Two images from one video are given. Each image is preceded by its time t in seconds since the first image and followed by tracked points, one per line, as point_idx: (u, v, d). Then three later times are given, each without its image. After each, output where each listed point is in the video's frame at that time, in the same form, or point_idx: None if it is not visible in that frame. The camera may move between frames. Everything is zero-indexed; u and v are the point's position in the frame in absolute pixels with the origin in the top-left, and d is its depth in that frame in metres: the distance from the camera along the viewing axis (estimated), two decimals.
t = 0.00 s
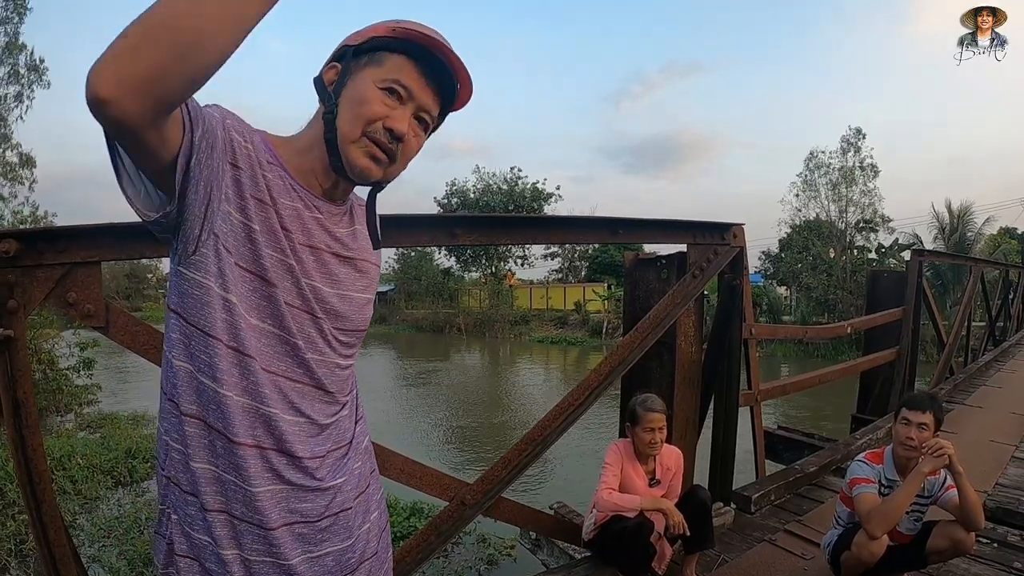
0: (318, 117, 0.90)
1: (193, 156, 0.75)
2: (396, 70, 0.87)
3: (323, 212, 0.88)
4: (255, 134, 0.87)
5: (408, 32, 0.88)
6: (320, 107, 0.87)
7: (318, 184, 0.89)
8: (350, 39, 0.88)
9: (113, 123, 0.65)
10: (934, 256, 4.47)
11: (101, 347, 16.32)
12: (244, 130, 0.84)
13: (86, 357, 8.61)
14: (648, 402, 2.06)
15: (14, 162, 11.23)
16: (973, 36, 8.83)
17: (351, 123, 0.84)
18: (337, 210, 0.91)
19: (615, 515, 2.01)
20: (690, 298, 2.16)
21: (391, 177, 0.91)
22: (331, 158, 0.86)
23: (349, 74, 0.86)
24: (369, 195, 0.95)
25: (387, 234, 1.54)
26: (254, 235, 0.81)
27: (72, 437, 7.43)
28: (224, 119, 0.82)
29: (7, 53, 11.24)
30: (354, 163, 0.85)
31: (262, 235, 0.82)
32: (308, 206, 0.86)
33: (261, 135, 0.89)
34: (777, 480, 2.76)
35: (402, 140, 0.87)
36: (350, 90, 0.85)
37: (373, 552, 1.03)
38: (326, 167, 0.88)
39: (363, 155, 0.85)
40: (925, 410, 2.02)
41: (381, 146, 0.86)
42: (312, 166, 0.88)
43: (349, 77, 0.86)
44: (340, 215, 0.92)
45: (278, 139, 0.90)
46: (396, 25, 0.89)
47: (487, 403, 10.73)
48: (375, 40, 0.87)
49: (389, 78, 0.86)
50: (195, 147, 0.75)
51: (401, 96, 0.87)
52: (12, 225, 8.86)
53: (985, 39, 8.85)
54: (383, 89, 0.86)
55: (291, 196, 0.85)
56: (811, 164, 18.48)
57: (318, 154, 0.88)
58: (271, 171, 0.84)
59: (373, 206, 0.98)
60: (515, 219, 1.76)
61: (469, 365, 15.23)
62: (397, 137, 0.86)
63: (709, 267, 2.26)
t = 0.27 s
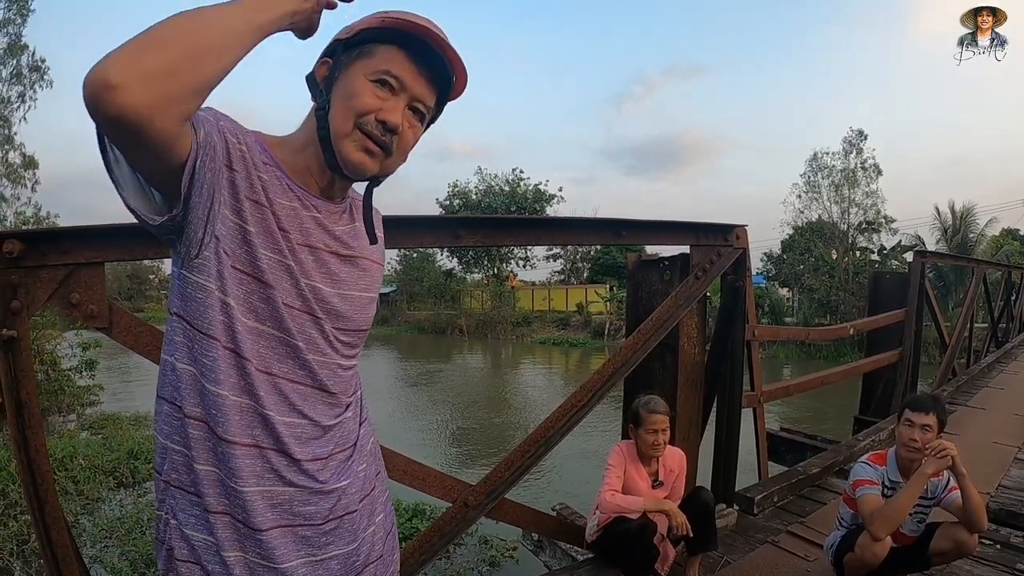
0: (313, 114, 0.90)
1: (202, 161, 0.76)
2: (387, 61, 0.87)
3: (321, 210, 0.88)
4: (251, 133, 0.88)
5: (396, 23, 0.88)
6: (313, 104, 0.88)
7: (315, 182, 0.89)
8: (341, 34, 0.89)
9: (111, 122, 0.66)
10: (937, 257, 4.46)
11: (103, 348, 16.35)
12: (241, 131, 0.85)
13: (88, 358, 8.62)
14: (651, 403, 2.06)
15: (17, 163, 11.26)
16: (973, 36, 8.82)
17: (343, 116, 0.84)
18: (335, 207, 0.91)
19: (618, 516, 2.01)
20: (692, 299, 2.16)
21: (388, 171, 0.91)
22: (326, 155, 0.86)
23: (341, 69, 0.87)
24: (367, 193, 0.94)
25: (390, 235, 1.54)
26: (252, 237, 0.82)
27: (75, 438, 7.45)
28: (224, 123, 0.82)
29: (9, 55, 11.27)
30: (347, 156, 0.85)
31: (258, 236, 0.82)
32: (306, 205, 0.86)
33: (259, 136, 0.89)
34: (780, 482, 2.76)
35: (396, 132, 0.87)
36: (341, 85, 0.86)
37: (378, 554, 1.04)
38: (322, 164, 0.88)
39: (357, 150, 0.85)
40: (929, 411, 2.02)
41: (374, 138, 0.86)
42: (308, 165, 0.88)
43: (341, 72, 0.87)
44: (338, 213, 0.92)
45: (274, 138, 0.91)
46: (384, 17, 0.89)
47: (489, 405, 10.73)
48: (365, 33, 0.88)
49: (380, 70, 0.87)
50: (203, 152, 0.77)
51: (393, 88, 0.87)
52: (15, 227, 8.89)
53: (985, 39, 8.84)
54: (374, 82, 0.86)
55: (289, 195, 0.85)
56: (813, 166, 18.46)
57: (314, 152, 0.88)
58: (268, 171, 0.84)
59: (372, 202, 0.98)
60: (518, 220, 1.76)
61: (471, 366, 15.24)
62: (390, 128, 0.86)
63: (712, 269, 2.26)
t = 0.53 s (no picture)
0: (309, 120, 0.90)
1: (189, 175, 0.76)
2: (381, 64, 0.87)
3: (321, 217, 0.88)
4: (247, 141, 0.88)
5: (390, 24, 0.88)
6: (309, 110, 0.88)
7: (314, 189, 0.89)
8: (334, 38, 0.89)
9: (98, 139, 0.66)
10: (940, 259, 4.45)
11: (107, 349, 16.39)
12: (234, 140, 0.85)
13: (91, 358, 8.64)
14: (657, 407, 2.06)
15: (21, 164, 11.29)
16: (973, 36, 8.81)
17: (338, 121, 0.85)
18: (335, 213, 0.91)
19: (623, 520, 2.01)
20: (697, 302, 2.16)
21: (387, 175, 0.91)
22: (323, 160, 0.86)
23: (336, 72, 0.87)
24: (368, 197, 0.95)
25: (395, 239, 1.54)
26: (247, 246, 0.81)
27: (78, 438, 7.47)
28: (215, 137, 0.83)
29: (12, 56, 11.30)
30: (345, 162, 0.85)
31: (255, 245, 0.82)
32: (306, 212, 0.87)
33: (257, 144, 0.90)
34: (784, 485, 2.76)
35: (393, 135, 0.88)
36: (336, 88, 0.86)
37: (385, 562, 1.04)
38: (320, 170, 0.88)
39: (355, 155, 0.85)
40: (934, 415, 2.01)
41: (372, 142, 0.86)
42: (306, 172, 0.88)
43: (336, 76, 0.87)
44: (340, 218, 0.92)
45: (273, 146, 0.91)
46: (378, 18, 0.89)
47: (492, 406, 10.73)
48: (358, 35, 0.88)
49: (375, 73, 0.87)
50: (188, 165, 0.77)
51: (388, 91, 0.88)
52: (19, 227, 8.92)
53: (985, 39, 8.83)
54: (369, 85, 0.87)
55: (288, 204, 0.85)
56: (816, 167, 18.44)
57: (311, 158, 0.88)
58: (266, 181, 0.84)
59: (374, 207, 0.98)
60: (523, 224, 1.76)
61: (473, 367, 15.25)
62: (387, 131, 0.87)
63: (717, 272, 2.26)
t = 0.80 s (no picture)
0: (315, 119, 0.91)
1: (197, 183, 0.76)
2: (386, 64, 0.87)
3: (330, 217, 0.89)
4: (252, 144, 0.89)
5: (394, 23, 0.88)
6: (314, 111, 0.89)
7: (322, 191, 0.90)
8: (337, 38, 0.90)
9: (107, 150, 0.66)
10: (945, 260, 4.45)
11: (110, 349, 16.43)
12: (242, 145, 0.86)
13: (94, 358, 8.66)
14: (666, 409, 2.06)
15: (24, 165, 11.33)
16: (973, 36, 8.80)
17: (344, 123, 0.85)
18: (345, 214, 0.92)
19: (632, 522, 2.01)
20: (705, 304, 2.17)
21: (396, 174, 0.92)
22: (331, 162, 0.87)
23: (340, 73, 0.88)
24: (375, 196, 0.95)
25: (405, 241, 1.54)
26: (260, 251, 0.82)
27: (82, 438, 7.48)
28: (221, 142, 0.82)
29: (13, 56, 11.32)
30: (352, 163, 0.85)
31: (267, 250, 0.82)
32: (314, 213, 0.87)
33: (264, 147, 0.90)
34: (789, 486, 2.76)
35: (401, 136, 0.88)
36: (342, 91, 0.87)
37: (400, 565, 1.05)
38: (327, 170, 0.89)
39: (362, 157, 0.86)
40: (941, 417, 2.02)
41: (379, 143, 0.86)
42: (313, 174, 0.89)
43: (340, 77, 0.87)
44: (349, 218, 0.93)
45: (280, 148, 0.91)
46: (380, 16, 0.89)
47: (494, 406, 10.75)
48: (362, 34, 0.88)
49: (380, 74, 0.87)
50: (197, 172, 0.76)
51: (393, 91, 0.88)
52: (22, 228, 8.94)
53: (985, 39, 8.82)
54: (374, 85, 0.87)
55: (296, 206, 0.86)
56: (819, 167, 18.43)
57: (319, 159, 0.89)
58: (276, 185, 0.85)
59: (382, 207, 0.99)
60: (532, 226, 1.77)
61: (476, 367, 15.27)
62: (393, 132, 0.87)
63: (724, 273, 2.27)
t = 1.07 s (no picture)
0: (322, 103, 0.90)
1: (186, 188, 0.74)
2: (392, 46, 0.87)
3: (339, 204, 0.89)
4: (256, 134, 0.89)
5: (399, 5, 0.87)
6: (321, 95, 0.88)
7: (331, 176, 0.89)
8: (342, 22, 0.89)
9: (86, 179, 0.64)
10: (949, 259, 4.45)
11: (112, 348, 16.46)
12: (246, 136, 0.86)
13: (96, 358, 8.67)
14: (675, 405, 2.06)
15: (26, 165, 11.34)
16: (973, 36, 8.79)
17: (351, 106, 0.85)
18: (353, 199, 0.92)
19: (641, 519, 2.02)
20: (713, 300, 2.17)
21: (403, 158, 0.92)
22: (338, 147, 0.87)
23: (345, 57, 0.87)
24: (383, 182, 0.95)
25: (414, 236, 1.54)
26: (268, 243, 0.81)
27: (84, 438, 7.49)
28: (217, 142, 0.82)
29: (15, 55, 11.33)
30: (360, 147, 0.86)
31: (276, 242, 0.82)
32: (322, 200, 0.87)
33: (268, 135, 0.91)
34: (795, 484, 2.76)
35: (409, 118, 0.88)
36: (347, 74, 0.86)
37: (413, 558, 1.05)
38: (336, 154, 0.88)
39: (369, 140, 0.86)
40: (950, 413, 2.03)
41: (386, 126, 0.86)
42: (321, 161, 0.88)
43: (346, 60, 0.87)
44: (358, 203, 0.93)
45: (286, 136, 0.92)
46: None
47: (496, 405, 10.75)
48: (368, 16, 0.88)
49: (386, 56, 0.87)
50: (185, 178, 0.74)
51: (400, 73, 0.88)
52: (24, 228, 8.96)
53: (985, 39, 8.81)
54: (380, 68, 0.87)
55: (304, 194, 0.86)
56: (821, 167, 18.43)
57: (326, 143, 0.88)
58: (284, 175, 0.85)
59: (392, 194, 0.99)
60: (540, 221, 1.77)
61: (478, 367, 15.28)
62: (400, 114, 0.87)
63: (732, 270, 2.27)
